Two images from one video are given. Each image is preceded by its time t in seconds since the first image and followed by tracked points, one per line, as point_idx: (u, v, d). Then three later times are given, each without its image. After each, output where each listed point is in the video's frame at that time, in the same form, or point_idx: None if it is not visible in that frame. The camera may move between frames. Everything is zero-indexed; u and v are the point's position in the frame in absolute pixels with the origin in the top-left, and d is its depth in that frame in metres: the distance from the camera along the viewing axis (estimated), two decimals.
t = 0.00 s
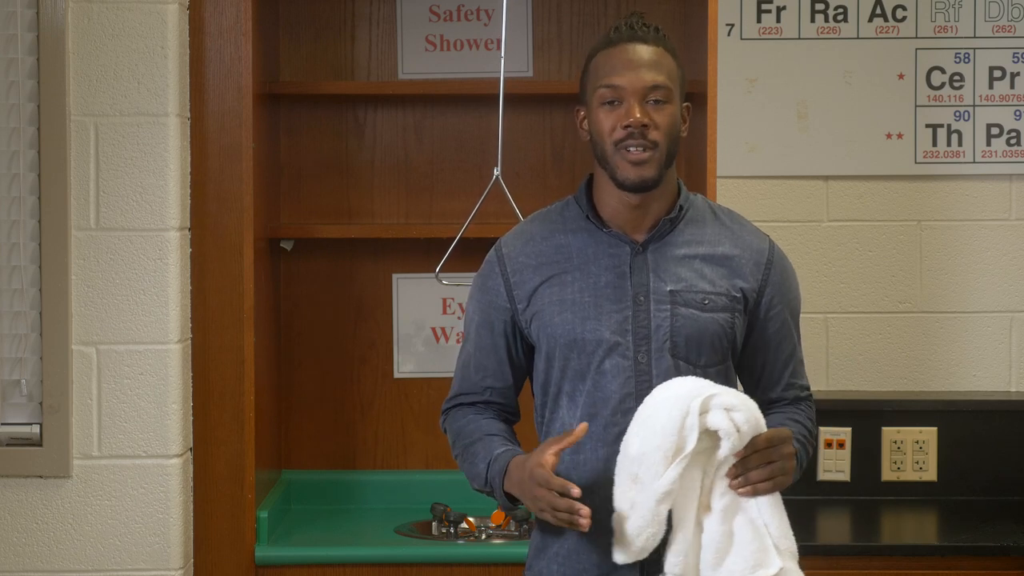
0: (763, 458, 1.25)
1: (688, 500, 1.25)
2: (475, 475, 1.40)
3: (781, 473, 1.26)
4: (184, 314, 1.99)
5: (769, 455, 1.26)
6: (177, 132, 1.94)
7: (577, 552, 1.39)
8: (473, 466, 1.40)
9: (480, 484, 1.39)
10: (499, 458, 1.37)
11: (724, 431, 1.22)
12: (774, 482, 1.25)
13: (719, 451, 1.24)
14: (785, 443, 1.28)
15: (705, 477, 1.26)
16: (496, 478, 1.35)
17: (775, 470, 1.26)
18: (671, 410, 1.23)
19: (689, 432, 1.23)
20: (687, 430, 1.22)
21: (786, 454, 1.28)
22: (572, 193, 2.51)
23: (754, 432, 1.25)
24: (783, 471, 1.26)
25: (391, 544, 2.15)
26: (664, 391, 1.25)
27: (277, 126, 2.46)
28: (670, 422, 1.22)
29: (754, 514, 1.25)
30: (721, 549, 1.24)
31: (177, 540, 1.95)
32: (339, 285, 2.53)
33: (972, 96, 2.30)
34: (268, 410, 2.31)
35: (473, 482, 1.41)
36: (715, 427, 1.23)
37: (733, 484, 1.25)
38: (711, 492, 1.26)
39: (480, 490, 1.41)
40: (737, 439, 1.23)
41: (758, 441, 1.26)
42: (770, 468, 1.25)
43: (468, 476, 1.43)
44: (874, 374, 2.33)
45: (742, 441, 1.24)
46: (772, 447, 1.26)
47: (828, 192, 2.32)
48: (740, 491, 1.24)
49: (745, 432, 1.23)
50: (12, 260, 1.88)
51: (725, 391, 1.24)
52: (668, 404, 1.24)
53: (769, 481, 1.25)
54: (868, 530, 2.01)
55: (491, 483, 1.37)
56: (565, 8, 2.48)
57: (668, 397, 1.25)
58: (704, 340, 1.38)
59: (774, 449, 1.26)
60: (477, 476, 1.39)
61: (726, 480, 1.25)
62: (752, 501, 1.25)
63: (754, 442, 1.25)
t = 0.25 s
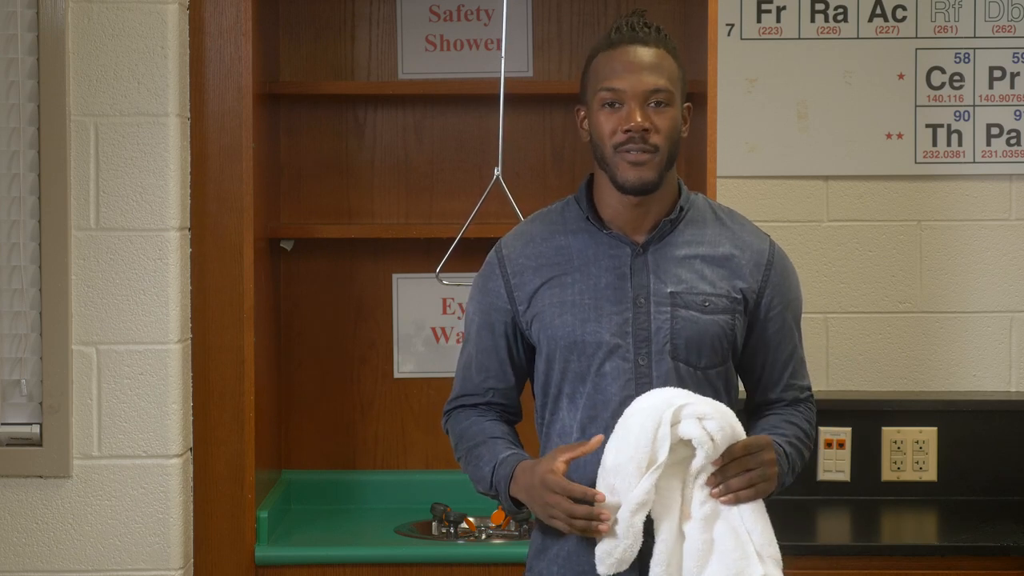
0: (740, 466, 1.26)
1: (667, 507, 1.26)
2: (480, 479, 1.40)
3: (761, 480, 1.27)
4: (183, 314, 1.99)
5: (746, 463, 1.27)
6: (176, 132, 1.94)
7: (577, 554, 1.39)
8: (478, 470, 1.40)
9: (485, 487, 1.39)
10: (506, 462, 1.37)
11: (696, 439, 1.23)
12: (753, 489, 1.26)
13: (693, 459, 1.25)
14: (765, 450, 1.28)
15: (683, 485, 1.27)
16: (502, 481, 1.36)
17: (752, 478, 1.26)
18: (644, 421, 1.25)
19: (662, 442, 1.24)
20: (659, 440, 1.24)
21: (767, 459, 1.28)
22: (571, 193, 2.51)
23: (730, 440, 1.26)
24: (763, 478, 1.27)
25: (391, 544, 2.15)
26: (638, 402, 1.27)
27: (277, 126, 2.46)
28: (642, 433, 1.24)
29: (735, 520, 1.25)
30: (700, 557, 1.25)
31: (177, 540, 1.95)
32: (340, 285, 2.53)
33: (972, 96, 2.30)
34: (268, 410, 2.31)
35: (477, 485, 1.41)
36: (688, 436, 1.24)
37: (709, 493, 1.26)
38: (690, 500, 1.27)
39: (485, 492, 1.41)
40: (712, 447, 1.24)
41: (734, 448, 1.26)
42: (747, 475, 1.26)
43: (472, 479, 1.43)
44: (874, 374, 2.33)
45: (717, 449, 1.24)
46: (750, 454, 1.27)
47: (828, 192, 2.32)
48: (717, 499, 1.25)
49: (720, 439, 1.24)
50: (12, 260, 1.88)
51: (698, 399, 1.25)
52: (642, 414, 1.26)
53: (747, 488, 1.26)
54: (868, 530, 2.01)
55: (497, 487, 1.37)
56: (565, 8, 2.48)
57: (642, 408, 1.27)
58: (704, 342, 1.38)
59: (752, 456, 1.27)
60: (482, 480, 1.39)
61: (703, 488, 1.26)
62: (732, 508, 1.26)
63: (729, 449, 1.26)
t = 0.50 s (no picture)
0: (745, 466, 1.26)
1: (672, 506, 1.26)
2: (477, 478, 1.40)
3: (766, 481, 1.26)
4: (183, 314, 1.99)
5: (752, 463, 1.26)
6: (177, 132, 1.94)
7: (578, 555, 1.39)
8: (474, 469, 1.40)
9: (482, 487, 1.39)
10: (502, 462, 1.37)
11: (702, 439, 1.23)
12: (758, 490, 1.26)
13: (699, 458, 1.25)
14: (770, 450, 1.28)
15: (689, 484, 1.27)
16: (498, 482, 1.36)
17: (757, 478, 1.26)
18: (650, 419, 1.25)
19: (667, 440, 1.24)
20: (664, 439, 1.24)
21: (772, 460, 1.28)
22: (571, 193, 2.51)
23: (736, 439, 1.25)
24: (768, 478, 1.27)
25: (391, 544, 2.15)
26: (644, 400, 1.27)
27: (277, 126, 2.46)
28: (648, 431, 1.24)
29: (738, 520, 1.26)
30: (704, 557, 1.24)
31: (177, 540, 1.95)
32: (339, 285, 2.53)
33: (972, 96, 2.30)
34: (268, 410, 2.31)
35: (474, 485, 1.41)
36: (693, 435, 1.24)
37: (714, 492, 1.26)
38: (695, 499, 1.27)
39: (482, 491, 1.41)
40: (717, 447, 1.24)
41: (741, 448, 1.26)
42: (753, 475, 1.26)
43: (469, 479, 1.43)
44: (874, 374, 2.33)
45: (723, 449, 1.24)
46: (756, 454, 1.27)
47: (828, 192, 2.32)
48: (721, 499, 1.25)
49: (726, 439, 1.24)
50: (12, 260, 1.88)
51: (704, 399, 1.25)
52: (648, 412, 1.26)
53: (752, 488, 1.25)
54: (868, 530, 2.01)
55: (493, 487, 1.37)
56: (565, 8, 2.48)
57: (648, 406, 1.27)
58: (704, 343, 1.38)
59: (758, 456, 1.27)
60: (479, 480, 1.39)
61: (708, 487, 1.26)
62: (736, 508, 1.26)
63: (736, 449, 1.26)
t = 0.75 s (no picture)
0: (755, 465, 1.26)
1: (681, 504, 1.26)
2: (476, 477, 1.40)
3: (775, 480, 1.27)
4: (183, 314, 1.99)
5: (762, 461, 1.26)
6: (177, 132, 1.94)
7: (578, 554, 1.39)
8: (473, 468, 1.40)
9: (481, 486, 1.39)
10: (502, 460, 1.37)
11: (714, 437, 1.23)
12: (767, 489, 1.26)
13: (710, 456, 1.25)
14: (780, 450, 1.28)
15: (698, 482, 1.27)
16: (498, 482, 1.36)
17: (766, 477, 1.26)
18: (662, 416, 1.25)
19: (679, 437, 1.24)
20: (676, 435, 1.24)
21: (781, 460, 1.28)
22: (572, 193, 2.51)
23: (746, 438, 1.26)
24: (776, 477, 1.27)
25: (391, 544, 2.15)
26: (656, 398, 1.27)
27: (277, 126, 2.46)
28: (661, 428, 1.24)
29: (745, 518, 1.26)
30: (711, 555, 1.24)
31: (177, 540, 1.95)
32: (339, 285, 2.53)
33: (972, 96, 2.30)
34: (268, 410, 2.31)
35: (473, 483, 1.41)
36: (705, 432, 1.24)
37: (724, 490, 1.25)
38: (704, 497, 1.26)
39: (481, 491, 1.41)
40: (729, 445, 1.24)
41: (751, 446, 1.26)
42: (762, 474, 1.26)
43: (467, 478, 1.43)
44: (874, 374, 2.33)
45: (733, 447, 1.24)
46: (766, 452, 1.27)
47: (828, 192, 2.32)
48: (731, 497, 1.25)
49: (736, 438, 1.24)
50: (12, 260, 1.88)
51: (716, 397, 1.25)
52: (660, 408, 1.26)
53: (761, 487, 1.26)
54: (868, 530, 2.01)
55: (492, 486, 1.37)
56: (565, 8, 2.48)
57: (660, 403, 1.26)
58: (704, 343, 1.38)
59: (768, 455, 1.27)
60: (478, 479, 1.39)
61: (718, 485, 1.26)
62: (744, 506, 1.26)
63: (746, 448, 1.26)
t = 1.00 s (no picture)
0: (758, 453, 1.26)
1: (683, 490, 1.25)
2: (477, 472, 1.39)
3: (777, 468, 1.26)
4: (183, 314, 1.99)
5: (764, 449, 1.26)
6: (177, 132, 1.94)
7: (578, 550, 1.39)
8: (474, 463, 1.40)
9: (482, 480, 1.39)
10: (505, 453, 1.36)
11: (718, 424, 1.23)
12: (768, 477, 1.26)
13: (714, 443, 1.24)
14: (783, 438, 1.28)
15: (701, 468, 1.26)
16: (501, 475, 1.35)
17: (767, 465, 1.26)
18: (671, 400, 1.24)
19: (684, 422, 1.23)
20: (681, 420, 1.23)
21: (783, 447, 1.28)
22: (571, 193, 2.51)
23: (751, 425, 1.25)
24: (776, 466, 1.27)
25: (391, 544, 2.15)
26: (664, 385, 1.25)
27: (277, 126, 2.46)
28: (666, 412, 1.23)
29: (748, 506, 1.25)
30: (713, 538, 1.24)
31: (177, 540, 1.95)
32: (339, 285, 2.53)
33: (972, 96, 2.30)
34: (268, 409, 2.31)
35: (473, 478, 1.40)
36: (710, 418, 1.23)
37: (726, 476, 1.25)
38: (706, 483, 1.26)
39: (481, 486, 1.40)
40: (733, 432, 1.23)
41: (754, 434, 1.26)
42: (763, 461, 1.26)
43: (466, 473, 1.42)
44: (874, 374, 2.33)
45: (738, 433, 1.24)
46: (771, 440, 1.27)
47: (828, 192, 2.32)
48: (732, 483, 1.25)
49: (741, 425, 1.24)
50: (12, 260, 1.88)
51: (722, 385, 1.24)
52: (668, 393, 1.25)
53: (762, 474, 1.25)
54: (868, 530, 2.01)
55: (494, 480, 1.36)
56: (565, 8, 2.48)
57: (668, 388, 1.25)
58: (704, 338, 1.38)
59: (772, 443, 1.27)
60: (479, 473, 1.39)
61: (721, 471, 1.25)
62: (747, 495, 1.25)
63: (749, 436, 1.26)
